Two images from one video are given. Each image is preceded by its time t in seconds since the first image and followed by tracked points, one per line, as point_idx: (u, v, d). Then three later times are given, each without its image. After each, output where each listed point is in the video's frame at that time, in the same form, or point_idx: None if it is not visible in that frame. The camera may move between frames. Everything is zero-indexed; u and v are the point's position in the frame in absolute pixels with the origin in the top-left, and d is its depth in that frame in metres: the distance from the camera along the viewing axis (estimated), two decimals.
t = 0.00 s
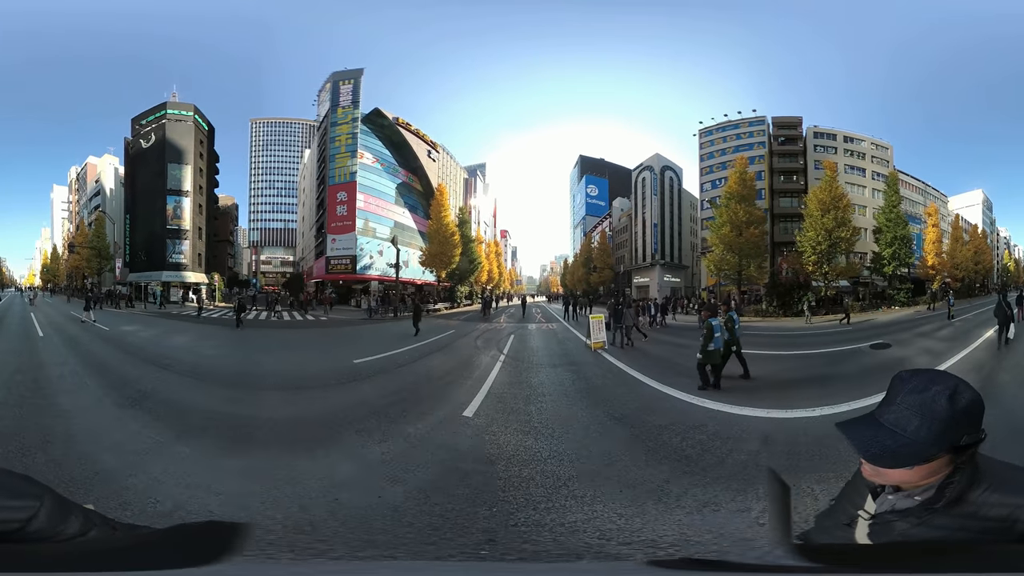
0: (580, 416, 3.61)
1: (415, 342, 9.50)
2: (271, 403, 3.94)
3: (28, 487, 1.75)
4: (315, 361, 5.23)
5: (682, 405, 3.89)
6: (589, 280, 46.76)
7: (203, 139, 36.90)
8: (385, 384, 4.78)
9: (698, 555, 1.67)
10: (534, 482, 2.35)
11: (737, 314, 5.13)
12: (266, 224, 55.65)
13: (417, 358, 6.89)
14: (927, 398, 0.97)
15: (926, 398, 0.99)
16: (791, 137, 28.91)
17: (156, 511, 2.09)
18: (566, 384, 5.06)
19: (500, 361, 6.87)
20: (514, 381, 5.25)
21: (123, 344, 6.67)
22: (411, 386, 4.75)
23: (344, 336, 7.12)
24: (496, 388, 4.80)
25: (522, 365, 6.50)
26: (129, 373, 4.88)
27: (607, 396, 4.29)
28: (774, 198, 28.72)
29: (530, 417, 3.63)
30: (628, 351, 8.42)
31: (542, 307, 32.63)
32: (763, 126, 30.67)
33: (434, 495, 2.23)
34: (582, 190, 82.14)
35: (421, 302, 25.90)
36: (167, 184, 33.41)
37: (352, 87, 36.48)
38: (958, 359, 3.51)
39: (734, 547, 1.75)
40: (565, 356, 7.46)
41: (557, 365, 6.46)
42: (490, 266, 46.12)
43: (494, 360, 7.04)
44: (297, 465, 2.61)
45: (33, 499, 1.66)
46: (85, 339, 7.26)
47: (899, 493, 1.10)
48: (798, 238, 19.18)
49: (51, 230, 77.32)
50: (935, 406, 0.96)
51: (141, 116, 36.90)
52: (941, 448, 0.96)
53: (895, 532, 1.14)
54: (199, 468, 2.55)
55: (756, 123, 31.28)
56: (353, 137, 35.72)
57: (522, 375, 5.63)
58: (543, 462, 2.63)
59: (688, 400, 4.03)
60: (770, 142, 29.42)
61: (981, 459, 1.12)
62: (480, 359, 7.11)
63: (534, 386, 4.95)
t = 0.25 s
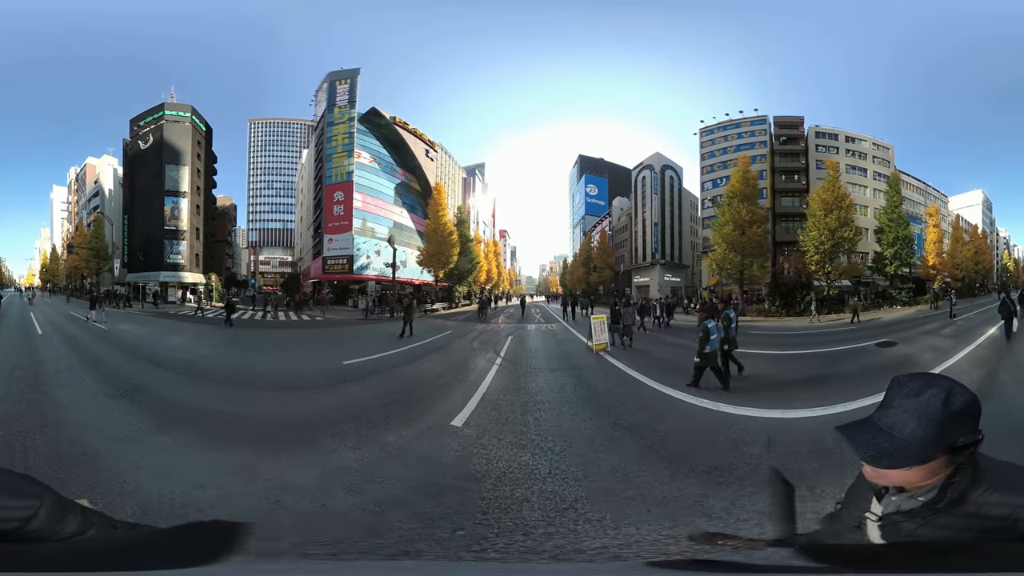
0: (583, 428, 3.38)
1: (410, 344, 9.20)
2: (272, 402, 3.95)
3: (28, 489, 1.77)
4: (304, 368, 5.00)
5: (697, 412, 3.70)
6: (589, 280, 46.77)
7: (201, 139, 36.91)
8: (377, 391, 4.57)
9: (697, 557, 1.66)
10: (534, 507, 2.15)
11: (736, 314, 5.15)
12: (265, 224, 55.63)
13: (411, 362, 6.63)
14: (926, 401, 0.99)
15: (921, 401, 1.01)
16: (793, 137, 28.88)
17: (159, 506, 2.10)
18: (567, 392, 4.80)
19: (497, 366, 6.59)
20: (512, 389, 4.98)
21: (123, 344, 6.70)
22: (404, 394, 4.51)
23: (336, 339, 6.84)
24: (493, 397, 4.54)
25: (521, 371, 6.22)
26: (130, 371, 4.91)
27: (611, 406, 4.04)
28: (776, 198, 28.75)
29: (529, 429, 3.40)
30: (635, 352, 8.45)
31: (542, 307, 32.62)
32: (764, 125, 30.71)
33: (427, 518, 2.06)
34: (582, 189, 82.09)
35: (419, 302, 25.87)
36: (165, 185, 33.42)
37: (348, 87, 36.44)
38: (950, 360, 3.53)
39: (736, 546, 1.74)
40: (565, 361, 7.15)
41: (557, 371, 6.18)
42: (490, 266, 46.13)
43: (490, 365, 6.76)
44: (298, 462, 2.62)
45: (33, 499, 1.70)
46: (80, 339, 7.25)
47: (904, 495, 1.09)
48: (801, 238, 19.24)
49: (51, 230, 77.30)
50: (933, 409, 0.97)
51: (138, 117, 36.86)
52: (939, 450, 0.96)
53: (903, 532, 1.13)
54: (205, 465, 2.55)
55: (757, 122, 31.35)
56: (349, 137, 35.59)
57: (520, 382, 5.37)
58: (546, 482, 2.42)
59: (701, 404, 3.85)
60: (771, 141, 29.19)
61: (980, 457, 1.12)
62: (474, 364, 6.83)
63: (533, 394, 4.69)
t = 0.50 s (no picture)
0: (588, 441, 2.98)
1: (401, 344, 8.76)
2: (268, 401, 3.97)
3: (15, 492, 1.73)
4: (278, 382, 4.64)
5: (721, 419, 3.35)
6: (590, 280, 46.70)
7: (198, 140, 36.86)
8: (362, 395, 4.23)
9: (683, 553, 1.66)
10: (529, 541, 1.78)
11: (733, 315, 5.11)
12: (263, 224, 55.49)
13: (402, 363, 6.21)
14: (909, 399, 0.99)
15: (904, 402, 1.02)
16: (796, 137, 28.96)
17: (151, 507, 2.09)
18: (571, 398, 4.36)
19: (493, 367, 6.16)
20: (509, 392, 4.56)
21: (120, 345, 6.72)
22: (390, 400, 4.11)
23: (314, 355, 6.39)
24: (487, 402, 4.13)
25: (519, 373, 5.78)
26: (125, 372, 4.93)
27: (621, 415, 3.61)
28: (778, 198, 28.73)
29: (524, 441, 3.01)
30: (645, 351, 8.58)
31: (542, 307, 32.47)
32: (767, 124, 31.27)
33: (415, 531, 1.90)
34: (582, 189, 82.04)
35: (417, 301, 25.78)
36: (161, 186, 33.35)
37: (344, 86, 36.54)
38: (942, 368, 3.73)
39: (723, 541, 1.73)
40: (567, 364, 6.69)
41: (559, 375, 5.72)
42: (489, 266, 46.11)
43: (486, 365, 6.33)
44: (289, 464, 2.60)
45: (19, 502, 1.65)
46: (71, 340, 7.20)
47: (880, 495, 1.11)
48: (804, 238, 19.24)
49: (48, 231, 76.90)
50: (917, 407, 0.97)
51: (135, 118, 36.87)
52: (922, 449, 0.96)
53: (875, 532, 1.14)
54: (200, 466, 2.52)
55: (761, 122, 31.96)
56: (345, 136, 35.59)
57: (519, 386, 4.94)
58: (540, 507, 2.07)
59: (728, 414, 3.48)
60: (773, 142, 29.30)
61: (966, 464, 1.12)
62: (469, 364, 6.40)
63: (532, 400, 4.28)
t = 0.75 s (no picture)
0: (595, 455, 2.77)
1: (395, 345, 8.43)
2: (271, 400, 4.00)
3: (21, 492, 1.76)
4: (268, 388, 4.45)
5: (735, 428, 3.21)
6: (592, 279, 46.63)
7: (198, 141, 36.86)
8: (353, 402, 4.03)
9: (680, 555, 1.67)
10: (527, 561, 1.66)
11: (733, 315, 5.11)
12: (264, 224, 55.49)
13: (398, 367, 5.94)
14: (912, 404, 0.98)
15: (906, 407, 1.01)
16: (801, 138, 28.96)
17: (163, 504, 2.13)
18: (576, 406, 4.11)
19: (491, 372, 5.86)
20: (508, 400, 4.30)
21: (123, 344, 6.76)
22: (384, 407, 3.87)
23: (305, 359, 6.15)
24: (484, 410, 3.89)
25: (519, 378, 5.50)
26: (129, 370, 4.98)
27: (632, 426, 3.37)
28: (782, 198, 28.64)
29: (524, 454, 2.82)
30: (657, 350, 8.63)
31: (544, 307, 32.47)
32: (772, 124, 31.38)
33: (418, 534, 1.92)
34: (584, 188, 81.81)
35: (417, 301, 25.75)
36: (161, 187, 33.38)
37: (343, 85, 36.60)
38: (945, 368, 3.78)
39: (721, 544, 1.75)
40: (568, 367, 6.38)
41: (561, 380, 5.44)
42: (490, 266, 46.07)
43: (484, 370, 6.04)
44: (287, 465, 2.59)
45: (25, 502, 1.67)
46: (71, 338, 7.24)
47: (886, 498, 1.12)
48: (809, 239, 19.25)
49: (52, 232, 77.10)
50: (920, 412, 0.96)
51: (134, 119, 36.99)
52: (923, 456, 0.96)
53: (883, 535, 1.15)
54: (203, 467, 2.54)
55: (765, 122, 31.84)
56: (343, 134, 35.56)
57: (519, 392, 4.68)
58: (537, 524, 1.95)
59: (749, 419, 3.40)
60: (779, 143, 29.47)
61: (975, 466, 1.11)
62: (465, 368, 6.10)
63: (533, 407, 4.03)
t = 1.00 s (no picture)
0: (615, 476, 2.43)
1: (387, 347, 7.98)
2: (275, 399, 4.01)
3: (31, 499, 1.57)
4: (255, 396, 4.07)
5: (738, 425, 3.24)
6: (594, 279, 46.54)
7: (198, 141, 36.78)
8: (340, 411, 3.68)
9: (691, 553, 1.68)
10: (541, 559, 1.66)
11: (736, 313, 5.12)
12: (264, 224, 55.46)
13: (391, 371, 5.54)
14: (922, 413, 0.99)
15: (916, 415, 1.02)
16: (805, 138, 28.94)
17: (170, 510, 2.04)
18: (587, 414, 3.73)
19: (489, 377, 5.41)
20: (508, 409, 3.88)
21: (124, 344, 6.76)
22: (364, 417, 3.51)
23: (295, 362, 5.74)
24: (477, 422, 3.48)
25: (519, 384, 5.06)
26: (132, 372, 4.98)
27: (654, 439, 3.00)
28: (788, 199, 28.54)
29: (522, 475, 2.44)
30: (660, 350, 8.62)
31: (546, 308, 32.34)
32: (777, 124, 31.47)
33: (431, 529, 1.92)
34: (586, 187, 81.71)
35: (417, 301, 25.73)
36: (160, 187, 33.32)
37: (342, 84, 36.69)
38: (945, 366, 3.88)
39: (728, 542, 1.76)
40: (572, 372, 5.95)
41: (565, 386, 5.01)
42: (491, 265, 46.07)
43: (482, 374, 5.59)
44: (288, 465, 2.58)
45: (48, 510, 1.52)
46: (71, 337, 7.24)
47: (890, 506, 1.13)
48: (816, 240, 19.23)
49: (54, 231, 77.02)
50: (930, 422, 0.97)
51: (134, 120, 36.99)
52: (927, 467, 0.97)
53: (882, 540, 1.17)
54: (212, 465, 2.55)
55: (771, 122, 31.94)
56: (343, 133, 35.59)
57: (520, 401, 4.24)
58: (548, 521, 1.96)
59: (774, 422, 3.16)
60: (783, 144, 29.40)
61: (984, 472, 1.12)
62: (461, 373, 5.65)
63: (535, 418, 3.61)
